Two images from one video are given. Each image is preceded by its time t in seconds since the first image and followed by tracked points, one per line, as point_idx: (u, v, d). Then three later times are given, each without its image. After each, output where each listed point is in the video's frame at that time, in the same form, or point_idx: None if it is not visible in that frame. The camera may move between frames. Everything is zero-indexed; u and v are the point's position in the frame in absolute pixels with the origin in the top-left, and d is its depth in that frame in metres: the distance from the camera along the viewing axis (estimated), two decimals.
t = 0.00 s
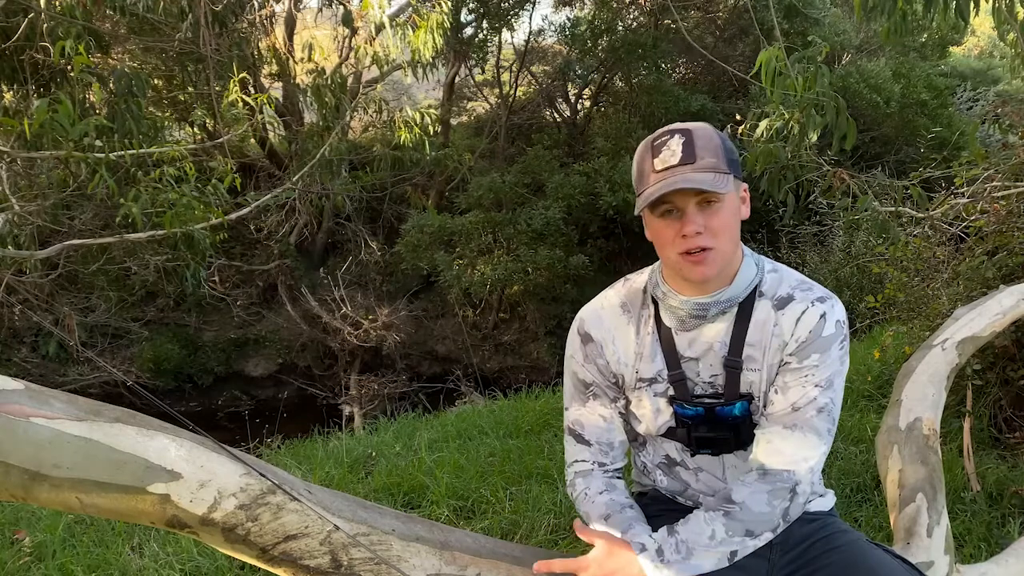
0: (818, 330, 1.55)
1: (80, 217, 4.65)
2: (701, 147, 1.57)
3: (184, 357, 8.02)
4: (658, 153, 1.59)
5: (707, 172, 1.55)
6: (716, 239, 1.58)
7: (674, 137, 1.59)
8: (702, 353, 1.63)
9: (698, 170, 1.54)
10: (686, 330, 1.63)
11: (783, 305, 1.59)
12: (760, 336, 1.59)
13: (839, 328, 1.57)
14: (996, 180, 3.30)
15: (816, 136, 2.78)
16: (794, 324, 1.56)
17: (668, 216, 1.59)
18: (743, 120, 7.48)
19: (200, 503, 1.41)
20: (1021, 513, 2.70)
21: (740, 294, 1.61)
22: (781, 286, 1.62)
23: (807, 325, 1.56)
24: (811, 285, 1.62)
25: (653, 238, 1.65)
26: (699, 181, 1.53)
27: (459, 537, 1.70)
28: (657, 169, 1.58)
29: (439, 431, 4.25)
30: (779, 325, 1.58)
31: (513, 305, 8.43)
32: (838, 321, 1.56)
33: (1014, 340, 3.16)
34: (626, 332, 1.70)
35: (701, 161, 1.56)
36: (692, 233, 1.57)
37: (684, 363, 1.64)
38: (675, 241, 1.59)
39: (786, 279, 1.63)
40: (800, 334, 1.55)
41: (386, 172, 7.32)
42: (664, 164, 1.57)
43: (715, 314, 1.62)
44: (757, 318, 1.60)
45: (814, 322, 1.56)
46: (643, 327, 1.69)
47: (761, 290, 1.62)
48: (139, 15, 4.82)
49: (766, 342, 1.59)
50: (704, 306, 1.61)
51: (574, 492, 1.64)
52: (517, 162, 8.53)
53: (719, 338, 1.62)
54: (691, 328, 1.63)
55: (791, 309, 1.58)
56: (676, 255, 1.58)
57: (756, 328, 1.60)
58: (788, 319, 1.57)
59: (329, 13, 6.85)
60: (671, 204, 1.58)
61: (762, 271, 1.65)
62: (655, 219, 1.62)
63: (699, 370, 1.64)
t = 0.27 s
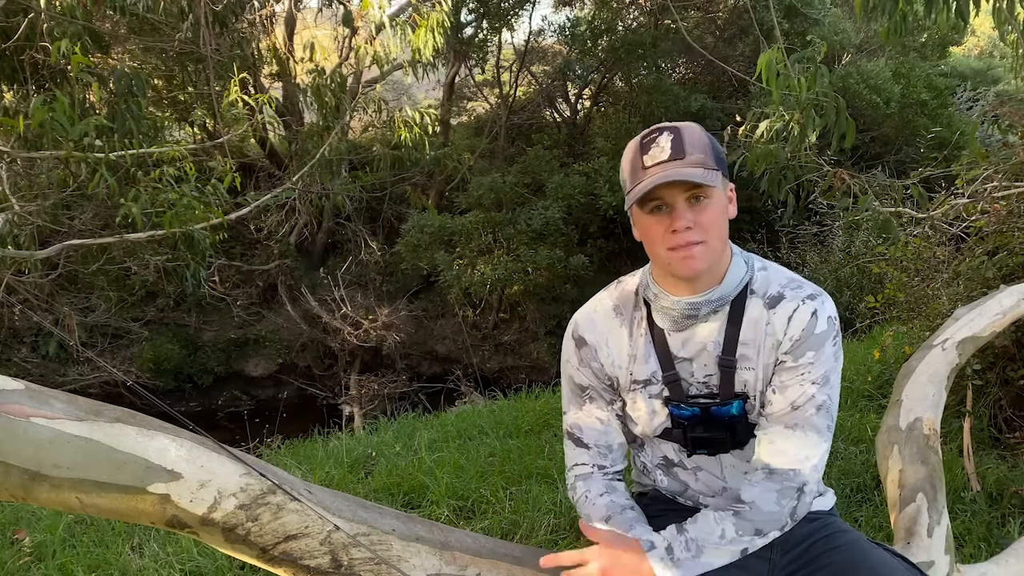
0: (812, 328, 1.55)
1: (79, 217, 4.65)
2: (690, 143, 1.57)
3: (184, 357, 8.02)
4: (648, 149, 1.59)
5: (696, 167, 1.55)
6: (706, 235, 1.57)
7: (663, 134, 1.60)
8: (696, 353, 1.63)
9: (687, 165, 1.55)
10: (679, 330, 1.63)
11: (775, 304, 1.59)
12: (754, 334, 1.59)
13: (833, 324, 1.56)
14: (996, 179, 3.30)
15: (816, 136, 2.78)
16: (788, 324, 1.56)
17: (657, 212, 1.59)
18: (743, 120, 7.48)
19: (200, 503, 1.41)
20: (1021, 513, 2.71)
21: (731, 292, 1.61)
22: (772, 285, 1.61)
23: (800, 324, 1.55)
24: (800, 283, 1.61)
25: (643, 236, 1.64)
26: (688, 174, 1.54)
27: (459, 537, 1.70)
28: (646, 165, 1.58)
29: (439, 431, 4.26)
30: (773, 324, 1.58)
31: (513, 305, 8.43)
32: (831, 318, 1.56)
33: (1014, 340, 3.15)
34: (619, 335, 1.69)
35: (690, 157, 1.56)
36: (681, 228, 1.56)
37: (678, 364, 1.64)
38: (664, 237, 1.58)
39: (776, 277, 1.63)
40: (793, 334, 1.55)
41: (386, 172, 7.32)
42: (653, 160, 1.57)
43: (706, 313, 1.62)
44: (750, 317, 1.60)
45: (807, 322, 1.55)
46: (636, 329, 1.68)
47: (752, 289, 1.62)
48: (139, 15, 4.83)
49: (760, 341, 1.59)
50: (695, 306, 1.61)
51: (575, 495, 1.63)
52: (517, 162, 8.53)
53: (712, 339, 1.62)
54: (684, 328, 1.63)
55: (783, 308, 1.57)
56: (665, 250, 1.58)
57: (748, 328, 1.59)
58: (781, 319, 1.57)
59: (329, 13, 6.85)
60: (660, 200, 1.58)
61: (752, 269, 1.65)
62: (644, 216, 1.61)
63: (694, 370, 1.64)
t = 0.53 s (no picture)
0: (824, 320, 1.56)
1: (80, 217, 4.65)
2: (684, 145, 1.58)
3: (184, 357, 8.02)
4: (642, 151, 1.60)
5: (690, 169, 1.56)
6: (699, 236, 1.57)
7: (657, 136, 1.60)
8: (692, 357, 1.61)
9: (682, 167, 1.55)
10: (673, 334, 1.61)
11: (777, 302, 1.58)
12: (754, 334, 1.58)
13: (835, 313, 1.59)
14: (996, 179, 3.30)
15: (816, 136, 2.78)
16: (796, 321, 1.56)
17: (650, 214, 1.59)
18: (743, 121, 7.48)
19: (200, 503, 1.41)
20: (1021, 514, 2.70)
21: (724, 291, 1.60)
22: (766, 285, 1.61)
23: (808, 320, 1.56)
24: (792, 278, 1.61)
25: (634, 239, 1.63)
26: (683, 175, 1.54)
27: (459, 537, 1.70)
28: (640, 167, 1.58)
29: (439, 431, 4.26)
30: (777, 322, 1.57)
31: (513, 305, 8.44)
32: (833, 307, 1.58)
33: (1014, 340, 3.15)
34: (610, 342, 1.67)
35: (685, 159, 1.57)
36: (676, 230, 1.56)
37: (674, 368, 1.62)
38: (657, 239, 1.58)
39: (767, 275, 1.63)
40: (806, 331, 1.56)
41: (386, 172, 7.32)
42: (648, 161, 1.58)
43: (701, 315, 1.60)
44: (748, 316, 1.59)
45: (815, 317, 1.56)
46: (626, 336, 1.66)
47: (746, 288, 1.60)
48: (139, 15, 4.83)
49: (763, 340, 1.58)
50: (688, 309, 1.59)
51: (563, 499, 1.69)
52: (517, 162, 8.54)
53: (709, 341, 1.60)
54: (677, 332, 1.61)
55: (786, 306, 1.57)
56: (658, 253, 1.57)
57: (747, 328, 1.59)
58: (786, 318, 1.56)
59: (329, 13, 6.85)
60: (653, 202, 1.58)
61: (743, 269, 1.64)
62: (636, 217, 1.60)
63: (690, 373, 1.62)
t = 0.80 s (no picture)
0: (832, 303, 1.61)
1: (80, 217, 4.65)
2: (732, 172, 1.53)
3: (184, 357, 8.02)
4: (692, 172, 1.51)
5: (740, 198, 1.51)
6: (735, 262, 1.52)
7: (707, 156, 1.52)
8: (700, 358, 1.62)
9: (733, 196, 1.50)
10: (682, 340, 1.61)
11: (783, 295, 1.61)
12: (764, 332, 1.60)
13: (840, 294, 1.64)
14: (996, 179, 3.29)
15: (817, 136, 2.78)
16: (805, 310, 1.60)
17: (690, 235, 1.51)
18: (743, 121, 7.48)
19: (200, 502, 1.41)
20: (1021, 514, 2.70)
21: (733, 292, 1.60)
22: (769, 280, 1.63)
23: (816, 307, 1.60)
24: (793, 271, 1.65)
25: (660, 255, 1.55)
26: (736, 206, 1.49)
27: (459, 537, 1.70)
28: (690, 189, 1.50)
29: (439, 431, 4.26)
30: (787, 315, 1.60)
31: (513, 305, 8.44)
32: (837, 291, 1.62)
33: (1014, 340, 3.14)
34: (612, 346, 1.64)
35: (733, 187, 1.52)
36: (716, 256, 1.50)
37: (681, 371, 1.62)
38: (694, 261, 1.51)
39: (767, 270, 1.65)
40: (816, 317, 1.60)
41: (386, 172, 7.31)
42: (699, 185, 1.50)
43: (714, 320, 1.60)
44: (756, 314, 1.61)
45: (823, 302, 1.60)
46: (630, 341, 1.64)
47: (751, 287, 1.62)
48: (139, 15, 4.83)
49: (772, 336, 1.61)
50: (703, 314, 1.58)
51: (551, 503, 1.62)
52: (517, 162, 8.53)
53: (717, 342, 1.61)
54: (687, 337, 1.61)
55: (793, 298, 1.61)
56: (694, 276, 1.52)
57: (756, 325, 1.61)
58: (794, 307, 1.60)
59: (329, 13, 6.85)
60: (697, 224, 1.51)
61: (745, 269, 1.65)
62: (672, 237, 1.51)
63: (697, 375, 1.62)
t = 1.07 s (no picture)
0: (842, 306, 1.61)
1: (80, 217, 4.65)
2: (789, 193, 1.51)
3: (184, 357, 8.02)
4: (756, 185, 1.47)
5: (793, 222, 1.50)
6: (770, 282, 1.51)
7: (771, 171, 1.48)
8: (710, 361, 1.62)
9: (790, 217, 1.48)
10: (699, 343, 1.61)
11: (794, 297, 1.62)
12: (774, 335, 1.61)
13: (849, 298, 1.65)
14: (996, 179, 3.29)
15: (817, 136, 2.78)
16: (815, 313, 1.61)
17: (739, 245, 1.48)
18: (743, 121, 7.48)
19: (200, 503, 1.41)
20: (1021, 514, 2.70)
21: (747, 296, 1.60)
22: (780, 282, 1.63)
23: (826, 310, 1.61)
24: (804, 272, 1.66)
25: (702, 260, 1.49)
26: (794, 228, 1.47)
27: (459, 537, 1.69)
28: (753, 203, 1.46)
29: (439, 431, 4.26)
30: (796, 317, 1.61)
31: (513, 305, 8.44)
32: (848, 295, 1.63)
33: (1014, 340, 3.13)
34: (623, 344, 1.62)
35: (788, 207, 1.50)
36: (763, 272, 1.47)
37: (690, 372, 1.62)
38: (738, 273, 1.46)
39: (780, 272, 1.66)
40: (825, 321, 1.61)
41: (386, 172, 7.31)
42: (763, 201, 1.46)
43: (736, 324, 1.60)
44: (768, 316, 1.62)
45: (833, 306, 1.61)
46: (642, 340, 1.62)
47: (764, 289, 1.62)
48: (139, 15, 4.82)
49: (783, 338, 1.61)
50: (726, 319, 1.58)
51: (537, 497, 1.57)
52: (517, 162, 8.54)
53: (728, 345, 1.61)
54: (706, 341, 1.61)
55: (803, 300, 1.61)
56: (736, 288, 1.48)
57: (767, 329, 1.62)
58: (804, 309, 1.61)
59: (329, 13, 6.84)
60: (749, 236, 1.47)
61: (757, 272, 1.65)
62: (724, 245, 1.45)
63: (706, 377, 1.62)
